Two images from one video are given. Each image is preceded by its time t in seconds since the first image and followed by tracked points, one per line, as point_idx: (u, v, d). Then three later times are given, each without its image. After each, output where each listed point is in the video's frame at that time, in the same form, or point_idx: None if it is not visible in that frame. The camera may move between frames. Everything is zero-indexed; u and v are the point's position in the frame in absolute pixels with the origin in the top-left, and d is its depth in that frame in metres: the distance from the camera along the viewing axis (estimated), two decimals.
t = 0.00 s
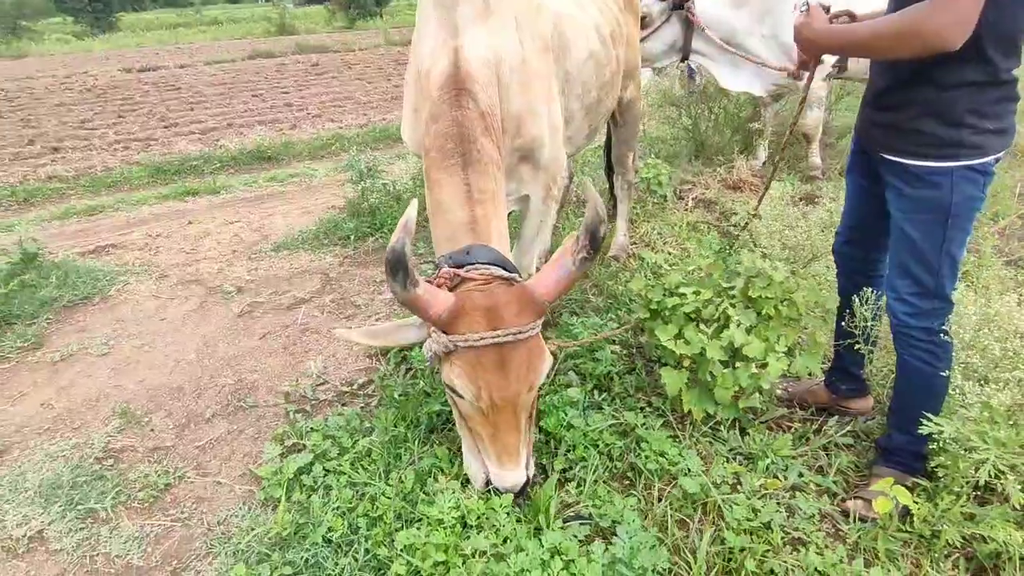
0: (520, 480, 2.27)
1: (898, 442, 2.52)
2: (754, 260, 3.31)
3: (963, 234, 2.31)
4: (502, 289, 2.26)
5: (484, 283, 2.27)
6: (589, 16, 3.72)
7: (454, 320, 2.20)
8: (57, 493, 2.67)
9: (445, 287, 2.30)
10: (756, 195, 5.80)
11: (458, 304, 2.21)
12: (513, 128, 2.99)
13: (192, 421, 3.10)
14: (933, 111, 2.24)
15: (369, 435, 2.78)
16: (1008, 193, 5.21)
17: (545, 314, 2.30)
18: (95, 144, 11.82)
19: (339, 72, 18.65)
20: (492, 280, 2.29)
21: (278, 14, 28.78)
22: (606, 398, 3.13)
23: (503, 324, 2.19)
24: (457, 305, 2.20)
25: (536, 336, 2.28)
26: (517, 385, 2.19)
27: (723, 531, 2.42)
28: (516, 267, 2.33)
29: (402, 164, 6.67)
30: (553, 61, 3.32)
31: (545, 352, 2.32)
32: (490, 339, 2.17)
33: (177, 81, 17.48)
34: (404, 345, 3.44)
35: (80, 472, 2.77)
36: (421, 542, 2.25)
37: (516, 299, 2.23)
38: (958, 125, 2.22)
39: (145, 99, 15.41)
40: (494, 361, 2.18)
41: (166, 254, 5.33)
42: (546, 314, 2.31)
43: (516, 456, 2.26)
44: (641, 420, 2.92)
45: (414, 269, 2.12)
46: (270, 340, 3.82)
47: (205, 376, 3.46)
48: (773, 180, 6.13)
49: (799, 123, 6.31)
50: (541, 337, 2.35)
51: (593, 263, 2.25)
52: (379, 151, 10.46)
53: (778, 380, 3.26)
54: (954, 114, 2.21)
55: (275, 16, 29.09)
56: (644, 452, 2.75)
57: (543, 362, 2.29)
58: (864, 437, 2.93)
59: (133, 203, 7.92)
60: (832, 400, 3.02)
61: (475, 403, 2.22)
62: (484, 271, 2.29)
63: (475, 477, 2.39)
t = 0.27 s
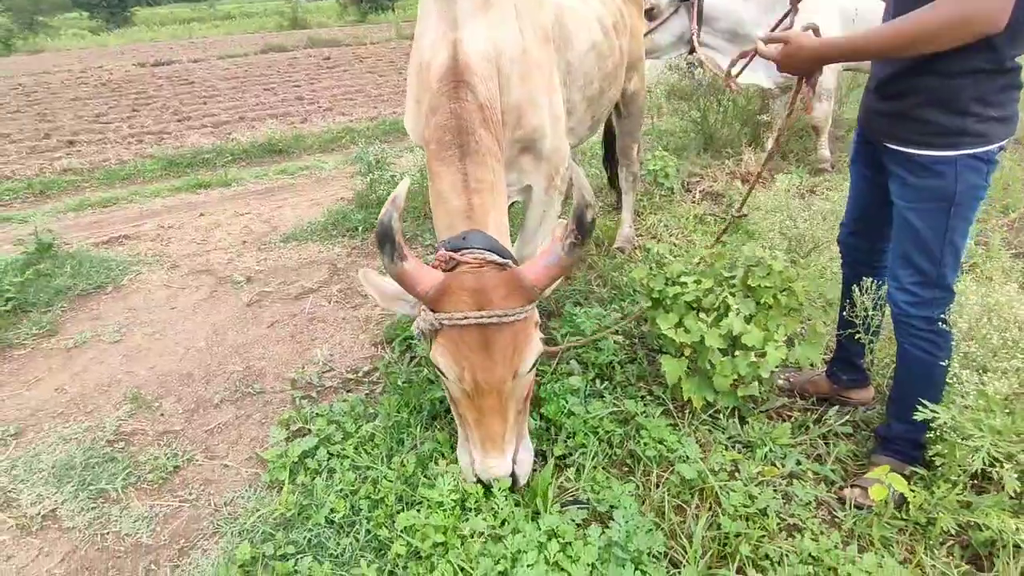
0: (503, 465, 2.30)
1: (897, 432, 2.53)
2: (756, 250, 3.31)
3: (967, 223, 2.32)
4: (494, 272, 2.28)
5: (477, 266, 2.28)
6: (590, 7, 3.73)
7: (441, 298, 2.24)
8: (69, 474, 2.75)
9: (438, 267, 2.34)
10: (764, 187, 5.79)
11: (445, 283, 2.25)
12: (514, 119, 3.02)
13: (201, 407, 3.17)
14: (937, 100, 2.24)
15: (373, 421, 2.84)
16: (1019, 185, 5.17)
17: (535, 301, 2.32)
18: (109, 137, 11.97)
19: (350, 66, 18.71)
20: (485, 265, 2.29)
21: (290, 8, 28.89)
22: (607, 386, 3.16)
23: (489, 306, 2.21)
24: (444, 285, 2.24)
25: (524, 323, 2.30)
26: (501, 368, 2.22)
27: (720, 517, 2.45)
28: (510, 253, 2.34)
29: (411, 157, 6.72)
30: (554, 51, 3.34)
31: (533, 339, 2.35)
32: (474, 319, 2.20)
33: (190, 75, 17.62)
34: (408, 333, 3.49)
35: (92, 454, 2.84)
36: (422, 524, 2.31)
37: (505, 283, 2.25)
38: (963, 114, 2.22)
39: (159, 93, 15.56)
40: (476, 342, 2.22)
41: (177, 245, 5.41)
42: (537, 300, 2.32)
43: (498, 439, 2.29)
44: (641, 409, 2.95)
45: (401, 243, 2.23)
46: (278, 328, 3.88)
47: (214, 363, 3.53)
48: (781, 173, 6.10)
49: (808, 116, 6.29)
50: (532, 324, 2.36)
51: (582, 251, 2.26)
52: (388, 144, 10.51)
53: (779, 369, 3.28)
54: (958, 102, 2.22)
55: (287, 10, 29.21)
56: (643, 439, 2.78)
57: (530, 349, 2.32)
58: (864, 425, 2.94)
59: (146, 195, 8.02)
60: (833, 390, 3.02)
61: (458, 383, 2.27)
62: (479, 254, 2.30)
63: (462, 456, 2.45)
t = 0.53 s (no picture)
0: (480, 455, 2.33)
1: (897, 425, 2.55)
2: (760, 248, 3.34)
3: (970, 217, 2.33)
4: (485, 262, 2.32)
5: (471, 254, 2.32)
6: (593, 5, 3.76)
7: (427, 284, 2.28)
8: (80, 465, 2.80)
9: (431, 253, 2.38)
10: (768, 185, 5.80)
11: (433, 268, 2.29)
12: (517, 114, 3.05)
13: (209, 400, 3.22)
14: (938, 97, 2.26)
15: (378, 415, 2.88)
16: None
17: (522, 296, 2.33)
18: (117, 137, 12.08)
19: (357, 66, 18.78)
20: (478, 254, 2.33)
21: (297, 8, 28.99)
22: (611, 381, 3.18)
23: (473, 295, 2.26)
24: (432, 270, 2.29)
25: (509, 316, 2.32)
26: (481, 359, 2.27)
27: (720, 509, 2.48)
28: (505, 245, 2.37)
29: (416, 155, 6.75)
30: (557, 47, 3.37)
31: (519, 333, 2.38)
32: (458, 307, 2.24)
33: (198, 75, 17.72)
34: (413, 329, 3.52)
35: (101, 447, 2.88)
36: (426, 514, 2.36)
37: (492, 274, 2.28)
38: (964, 110, 2.24)
39: (167, 93, 15.66)
40: (458, 329, 2.26)
41: (185, 243, 5.46)
42: (525, 295, 2.33)
43: (475, 429, 2.33)
44: (643, 403, 2.98)
45: (393, 225, 2.31)
46: (284, 324, 3.92)
47: (222, 358, 3.58)
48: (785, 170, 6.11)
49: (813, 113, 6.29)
50: (519, 318, 2.38)
51: (568, 249, 2.25)
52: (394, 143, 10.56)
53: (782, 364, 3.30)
54: (959, 96, 2.23)
55: (294, 10, 29.32)
56: (645, 433, 2.81)
57: (513, 342, 2.34)
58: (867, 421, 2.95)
59: (154, 194, 8.09)
60: (835, 385, 3.04)
61: (440, 368, 2.33)
62: (474, 244, 2.34)
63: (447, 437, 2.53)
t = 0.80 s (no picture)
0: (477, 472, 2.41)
1: (899, 438, 2.58)
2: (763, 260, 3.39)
3: (964, 233, 2.39)
4: (470, 288, 2.35)
5: (457, 281, 2.36)
6: (596, 24, 3.83)
7: (415, 313, 2.34)
8: (97, 474, 2.87)
9: (423, 281, 2.43)
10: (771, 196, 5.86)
11: (421, 298, 2.33)
12: (518, 135, 3.13)
13: (221, 410, 3.29)
14: (932, 118, 2.32)
15: (386, 425, 2.94)
16: None
17: (506, 318, 2.34)
18: (127, 147, 12.21)
19: (363, 75, 18.94)
20: (466, 280, 2.38)
21: (304, 17, 29.22)
22: (615, 391, 3.24)
23: (459, 322, 2.29)
24: (420, 300, 2.33)
25: (495, 338, 2.34)
26: (470, 382, 2.31)
27: (722, 519, 2.53)
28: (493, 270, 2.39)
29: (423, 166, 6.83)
30: (560, 67, 3.43)
31: (507, 352, 2.40)
32: (444, 335, 2.28)
33: (206, 85, 17.89)
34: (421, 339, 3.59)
35: (117, 456, 2.95)
36: (434, 524, 2.42)
37: (473, 300, 2.30)
38: (957, 131, 2.30)
39: (175, 103, 15.82)
40: (446, 356, 2.31)
41: (195, 253, 5.55)
42: (508, 317, 2.34)
43: (473, 447, 2.41)
44: (646, 413, 3.03)
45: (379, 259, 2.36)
46: (294, 334, 3.99)
47: (233, 368, 3.65)
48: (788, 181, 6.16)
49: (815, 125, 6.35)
50: (506, 339, 2.40)
51: (539, 273, 2.21)
52: (400, 153, 10.66)
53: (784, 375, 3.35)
54: (955, 118, 2.29)
55: (301, 20, 29.56)
56: (647, 444, 2.87)
57: (502, 363, 2.37)
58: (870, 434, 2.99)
59: (164, 204, 8.19)
60: (835, 397, 3.09)
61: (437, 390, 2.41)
62: (465, 271, 2.40)
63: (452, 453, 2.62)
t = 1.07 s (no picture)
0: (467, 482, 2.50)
1: (884, 453, 2.66)
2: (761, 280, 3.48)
3: (932, 249, 2.48)
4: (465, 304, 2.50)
5: (454, 297, 2.52)
6: (595, 50, 3.94)
7: (411, 326, 2.47)
8: (112, 490, 2.95)
9: (422, 295, 2.58)
10: (770, 212, 5.95)
11: (417, 311, 2.47)
12: (518, 159, 3.25)
13: (232, 427, 3.37)
14: (912, 139, 2.40)
15: (393, 442, 3.02)
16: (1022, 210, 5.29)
17: (495, 334, 2.47)
18: (135, 163, 12.38)
19: (368, 90, 19.16)
20: (462, 296, 2.54)
21: (309, 32, 29.57)
22: (617, 409, 3.31)
23: (451, 336, 2.42)
24: (416, 313, 2.46)
25: (485, 354, 2.47)
26: (459, 395, 2.44)
27: (721, 534, 2.60)
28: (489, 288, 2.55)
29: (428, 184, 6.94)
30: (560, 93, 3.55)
31: (497, 367, 2.52)
32: (437, 348, 2.41)
33: (213, 100, 18.12)
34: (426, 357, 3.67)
35: (132, 473, 3.04)
36: (440, 539, 2.49)
37: (465, 316, 2.43)
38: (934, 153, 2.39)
39: (183, 119, 16.02)
40: (437, 368, 2.44)
41: (205, 271, 5.65)
42: (499, 335, 2.48)
43: (459, 459, 2.51)
44: (646, 430, 3.10)
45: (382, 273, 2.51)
46: (302, 352, 4.07)
47: (243, 386, 3.74)
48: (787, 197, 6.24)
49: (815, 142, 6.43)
50: (495, 356, 2.54)
51: (527, 293, 2.34)
52: (404, 169, 10.79)
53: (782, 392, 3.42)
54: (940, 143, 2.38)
55: (306, 36, 29.91)
56: (648, 460, 2.94)
57: (490, 377, 2.49)
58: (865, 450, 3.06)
59: (172, 221, 8.32)
60: (832, 414, 3.16)
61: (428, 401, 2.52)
62: (461, 287, 2.55)
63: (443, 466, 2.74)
